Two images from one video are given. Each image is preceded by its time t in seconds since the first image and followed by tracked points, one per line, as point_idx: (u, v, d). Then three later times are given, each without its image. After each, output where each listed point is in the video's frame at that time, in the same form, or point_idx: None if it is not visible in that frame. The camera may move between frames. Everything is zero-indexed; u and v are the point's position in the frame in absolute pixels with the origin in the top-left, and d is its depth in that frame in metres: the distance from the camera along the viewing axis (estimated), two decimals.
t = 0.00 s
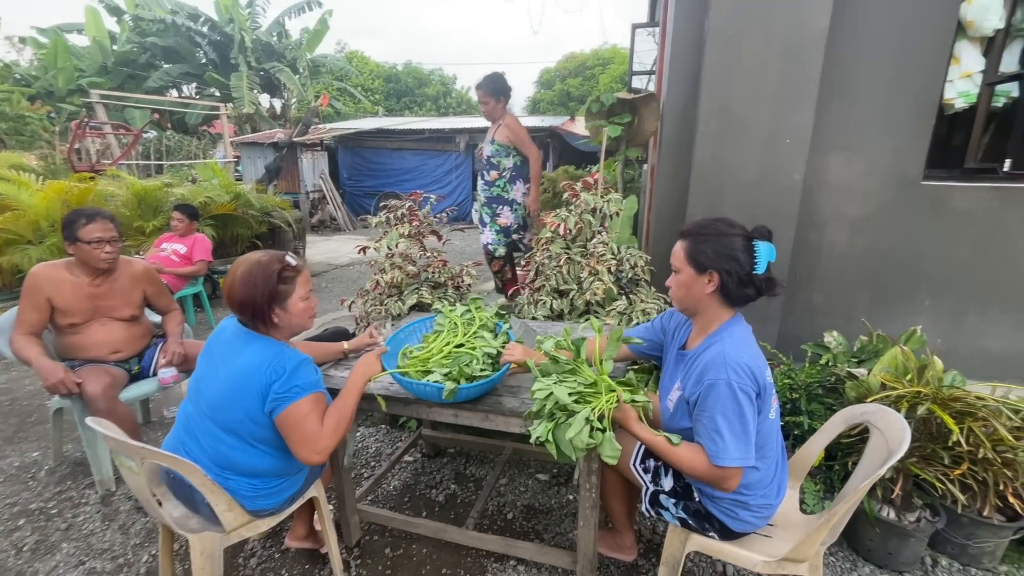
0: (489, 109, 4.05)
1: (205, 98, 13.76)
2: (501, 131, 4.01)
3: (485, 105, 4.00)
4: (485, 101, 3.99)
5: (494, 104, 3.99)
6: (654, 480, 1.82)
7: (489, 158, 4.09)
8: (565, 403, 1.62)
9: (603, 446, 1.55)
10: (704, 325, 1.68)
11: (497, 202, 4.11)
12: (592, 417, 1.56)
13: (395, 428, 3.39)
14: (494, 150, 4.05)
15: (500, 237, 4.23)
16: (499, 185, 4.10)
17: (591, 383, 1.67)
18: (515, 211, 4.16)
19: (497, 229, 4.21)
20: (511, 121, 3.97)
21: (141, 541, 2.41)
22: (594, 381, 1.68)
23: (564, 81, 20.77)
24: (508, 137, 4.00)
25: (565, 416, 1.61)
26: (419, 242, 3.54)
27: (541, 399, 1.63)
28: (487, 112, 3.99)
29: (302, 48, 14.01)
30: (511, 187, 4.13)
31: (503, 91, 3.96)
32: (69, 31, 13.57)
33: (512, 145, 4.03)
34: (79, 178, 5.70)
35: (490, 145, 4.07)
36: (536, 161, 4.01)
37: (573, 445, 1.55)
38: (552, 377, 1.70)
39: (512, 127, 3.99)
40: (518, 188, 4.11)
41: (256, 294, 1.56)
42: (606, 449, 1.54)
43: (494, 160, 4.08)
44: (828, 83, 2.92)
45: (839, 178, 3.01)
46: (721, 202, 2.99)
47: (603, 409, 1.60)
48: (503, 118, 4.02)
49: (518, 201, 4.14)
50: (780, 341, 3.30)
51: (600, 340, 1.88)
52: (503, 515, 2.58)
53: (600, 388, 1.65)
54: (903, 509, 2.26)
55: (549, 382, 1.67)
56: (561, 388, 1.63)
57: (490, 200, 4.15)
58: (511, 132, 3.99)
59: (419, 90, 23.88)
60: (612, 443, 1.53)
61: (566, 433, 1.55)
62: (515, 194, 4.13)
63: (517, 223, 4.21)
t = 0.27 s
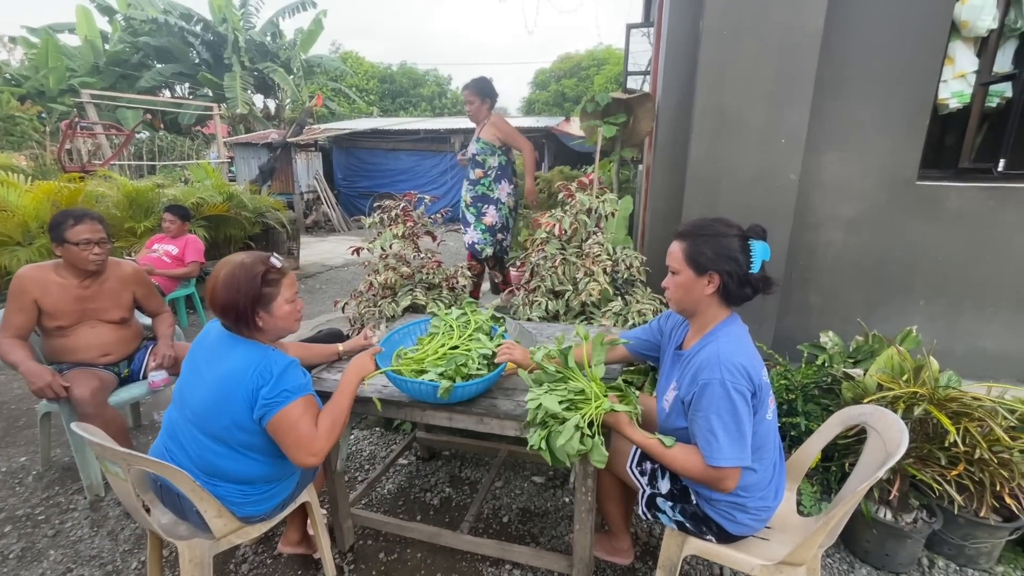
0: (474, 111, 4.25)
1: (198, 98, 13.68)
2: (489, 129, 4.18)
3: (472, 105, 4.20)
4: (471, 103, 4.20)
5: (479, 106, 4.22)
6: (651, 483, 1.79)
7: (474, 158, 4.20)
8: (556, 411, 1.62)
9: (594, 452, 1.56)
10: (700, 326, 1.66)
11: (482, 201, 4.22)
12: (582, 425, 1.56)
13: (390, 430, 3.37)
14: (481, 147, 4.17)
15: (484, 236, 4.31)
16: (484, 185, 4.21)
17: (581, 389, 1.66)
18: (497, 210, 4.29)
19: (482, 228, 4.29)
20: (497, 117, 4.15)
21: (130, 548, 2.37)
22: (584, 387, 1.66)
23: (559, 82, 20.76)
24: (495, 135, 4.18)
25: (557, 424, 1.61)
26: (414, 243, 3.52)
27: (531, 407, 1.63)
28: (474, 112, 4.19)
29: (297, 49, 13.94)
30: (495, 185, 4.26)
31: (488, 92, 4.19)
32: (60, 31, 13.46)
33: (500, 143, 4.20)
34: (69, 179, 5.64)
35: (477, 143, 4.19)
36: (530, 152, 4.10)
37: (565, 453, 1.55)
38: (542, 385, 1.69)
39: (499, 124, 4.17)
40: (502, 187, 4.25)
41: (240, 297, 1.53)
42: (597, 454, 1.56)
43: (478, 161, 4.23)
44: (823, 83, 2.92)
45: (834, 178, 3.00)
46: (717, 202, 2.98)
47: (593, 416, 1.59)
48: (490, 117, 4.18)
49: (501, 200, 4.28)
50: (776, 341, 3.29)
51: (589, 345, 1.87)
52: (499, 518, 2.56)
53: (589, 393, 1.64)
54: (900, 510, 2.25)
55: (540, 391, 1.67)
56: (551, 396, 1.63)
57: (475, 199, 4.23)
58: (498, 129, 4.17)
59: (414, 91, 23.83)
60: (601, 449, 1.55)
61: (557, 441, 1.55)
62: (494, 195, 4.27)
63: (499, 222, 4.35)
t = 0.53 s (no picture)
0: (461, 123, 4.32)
1: (197, 98, 13.66)
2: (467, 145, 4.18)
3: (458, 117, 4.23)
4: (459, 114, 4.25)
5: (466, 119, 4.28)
6: (651, 482, 1.79)
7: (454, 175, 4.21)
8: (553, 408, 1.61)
9: (591, 449, 1.55)
10: (699, 323, 1.66)
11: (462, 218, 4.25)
12: (579, 422, 1.56)
13: (389, 430, 3.36)
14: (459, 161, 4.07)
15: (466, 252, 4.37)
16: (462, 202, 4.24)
17: (579, 387, 1.66)
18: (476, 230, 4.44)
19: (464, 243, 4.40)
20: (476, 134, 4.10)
21: (128, 549, 2.36)
22: (582, 385, 1.66)
23: (558, 81, 20.74)
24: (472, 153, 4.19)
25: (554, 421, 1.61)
26: (413, 242, 3.51)
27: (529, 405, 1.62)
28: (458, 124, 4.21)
29: (295, 48, 13.92)
30: (470, 205, 4.32)
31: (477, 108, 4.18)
32: (58, 31, 13.44)
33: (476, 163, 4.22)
34: (68, 179, 5.63)
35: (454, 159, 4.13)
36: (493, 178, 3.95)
37: (562, 449, 1.55)
38: (541, 383, 1.70)
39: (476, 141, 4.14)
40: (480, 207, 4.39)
41: (231, 298, 1.52)
42: (594, 451, 1.55)
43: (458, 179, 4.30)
44: (823, 82, 2.91)
45: (834, 177, 3.00)
46: (716, 200, 2.97)
47: (591, 413, 1.59)
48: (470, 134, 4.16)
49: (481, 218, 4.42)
50: (776, 340, 3.29)
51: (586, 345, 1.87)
52: (499, 518, 2.55)
53: (586, 391, 1.64)
54: (900, 509, 2.24)
55: (538, 388, 1.67)
56: (549, 393, 1.63)
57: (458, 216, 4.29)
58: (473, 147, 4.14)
59: (413, 90, 23.81)
60: (598, 446, 1.54)
61: (554, 437, 1.55)
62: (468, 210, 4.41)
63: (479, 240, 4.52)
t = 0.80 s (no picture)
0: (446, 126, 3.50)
1: (200, 97, 13.68)
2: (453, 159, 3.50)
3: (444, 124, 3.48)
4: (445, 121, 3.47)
5: (454, 126, 3.49)
6: (652, 478, 1.79)
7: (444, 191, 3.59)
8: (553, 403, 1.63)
9: (589, 444, 1.57)
10: (699, 319, 1.67)
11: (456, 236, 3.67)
12: (579, 416, 1.57)
13: (392, 427, 3.38)
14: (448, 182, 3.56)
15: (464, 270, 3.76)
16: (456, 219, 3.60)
17: (579, 382, 1.68)
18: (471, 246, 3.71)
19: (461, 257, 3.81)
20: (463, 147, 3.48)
21: (134, 544, 2.38)
22: (581, 381, 1.68)
23: (560, 80, 20.72)
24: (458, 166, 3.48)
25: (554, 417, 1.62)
26: (416, 240, 3.50)
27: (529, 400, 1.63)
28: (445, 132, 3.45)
29: (298, 47, 13.93)
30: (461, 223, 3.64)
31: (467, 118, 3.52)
32: (61, 30, 13.47)
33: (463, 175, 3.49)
34: (72, 177, 5.65)
35: (444, 175, 3.57)
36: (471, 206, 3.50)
37: (562, 444, 1.56)
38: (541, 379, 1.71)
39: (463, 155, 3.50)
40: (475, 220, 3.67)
41: (230, 295, 1.53)
42: (592, 446, 1.56)
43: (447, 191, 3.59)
44: (825, 80, 2.91)
45: (836, 175, 3.00)
46: (719, 198, 2.97)
47: (590, 408, 1.60)
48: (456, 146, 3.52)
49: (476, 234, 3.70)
50: (778, 338, 3.29)
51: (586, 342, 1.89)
52: (501, 514, 2.57)
53: (586, 387, 1.65)
54: (902, 506, 2.25)
55: (538, 384, 1.68)
56: (549, 388, 1.64)
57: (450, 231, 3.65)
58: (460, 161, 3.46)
59: (415, 89, 23.81)
60: (597, 440, 1.55)
61: (554, 432, 1.56)
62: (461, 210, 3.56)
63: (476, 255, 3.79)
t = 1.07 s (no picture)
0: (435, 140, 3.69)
1: (206, 95, 13.74)
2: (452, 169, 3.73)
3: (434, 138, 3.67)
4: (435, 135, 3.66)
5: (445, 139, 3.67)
6: (658, 473, 1.81)
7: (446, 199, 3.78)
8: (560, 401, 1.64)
9: (596, 441, 1.59)
10: (705, 315, 1.68)
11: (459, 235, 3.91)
12: (586, 414, 1.58)
13: (398, 423, 3.40)
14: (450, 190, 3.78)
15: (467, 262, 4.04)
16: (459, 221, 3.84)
17: (585, 380, 1.69)
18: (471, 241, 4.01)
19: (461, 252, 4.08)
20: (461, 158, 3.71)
21: (146, 536, 2.42)
22: (587, 379, 1.69)
23: (565, 77, 20.69)
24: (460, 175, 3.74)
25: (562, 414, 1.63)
26: (422, 237, 3.53)
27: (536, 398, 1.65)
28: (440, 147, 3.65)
29: (303, 45, 13.96)
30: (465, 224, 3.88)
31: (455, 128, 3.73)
32: (69, 29, 13.55)
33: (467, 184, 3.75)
34: (80, 175, 5.69)
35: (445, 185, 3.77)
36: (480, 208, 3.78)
37: (569, 441, 1.57)
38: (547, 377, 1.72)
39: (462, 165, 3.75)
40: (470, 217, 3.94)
41: (238, 291, 1.55)
42: (599, 443, 1.58)
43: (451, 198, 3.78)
44: (831, 76, 2.91)
45: (842, 172, 3.00)
46: (724, 195, 2.98)
47: (597, 406, 1.62)
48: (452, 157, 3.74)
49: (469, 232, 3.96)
50: (783, 335, 3.29)
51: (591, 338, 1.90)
52: (507, 509, 2.59)
53: (592, 385, 1.67)
54: (906, 503, 2.25)
55: (545, 382, 1.69)
56: (556, 386, 1.66)
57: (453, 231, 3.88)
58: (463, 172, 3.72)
59: (419, 87, 23.83)
60: (603, 438, 1.57)
61: (561, 429, 1.57)
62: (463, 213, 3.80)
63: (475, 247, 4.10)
